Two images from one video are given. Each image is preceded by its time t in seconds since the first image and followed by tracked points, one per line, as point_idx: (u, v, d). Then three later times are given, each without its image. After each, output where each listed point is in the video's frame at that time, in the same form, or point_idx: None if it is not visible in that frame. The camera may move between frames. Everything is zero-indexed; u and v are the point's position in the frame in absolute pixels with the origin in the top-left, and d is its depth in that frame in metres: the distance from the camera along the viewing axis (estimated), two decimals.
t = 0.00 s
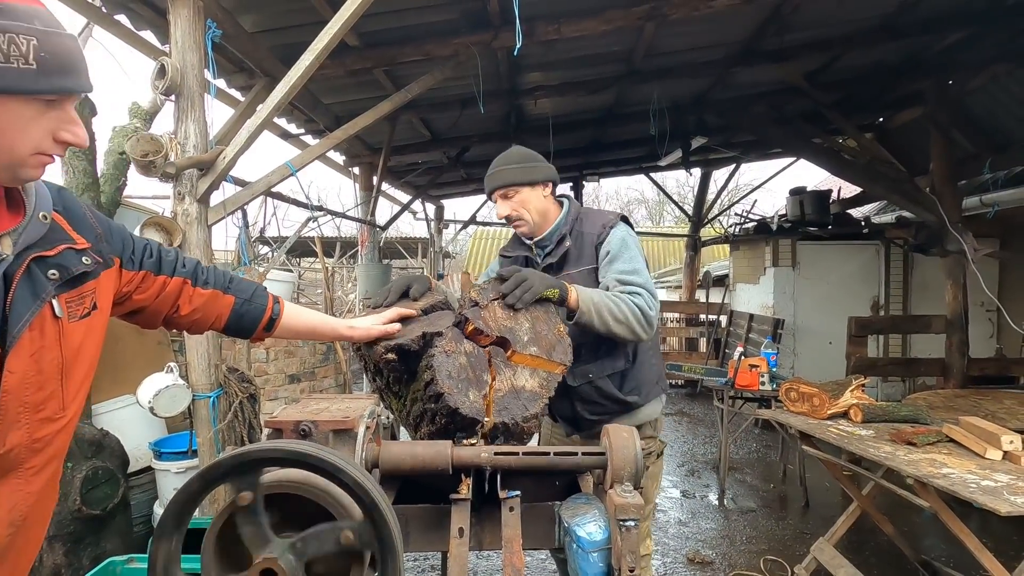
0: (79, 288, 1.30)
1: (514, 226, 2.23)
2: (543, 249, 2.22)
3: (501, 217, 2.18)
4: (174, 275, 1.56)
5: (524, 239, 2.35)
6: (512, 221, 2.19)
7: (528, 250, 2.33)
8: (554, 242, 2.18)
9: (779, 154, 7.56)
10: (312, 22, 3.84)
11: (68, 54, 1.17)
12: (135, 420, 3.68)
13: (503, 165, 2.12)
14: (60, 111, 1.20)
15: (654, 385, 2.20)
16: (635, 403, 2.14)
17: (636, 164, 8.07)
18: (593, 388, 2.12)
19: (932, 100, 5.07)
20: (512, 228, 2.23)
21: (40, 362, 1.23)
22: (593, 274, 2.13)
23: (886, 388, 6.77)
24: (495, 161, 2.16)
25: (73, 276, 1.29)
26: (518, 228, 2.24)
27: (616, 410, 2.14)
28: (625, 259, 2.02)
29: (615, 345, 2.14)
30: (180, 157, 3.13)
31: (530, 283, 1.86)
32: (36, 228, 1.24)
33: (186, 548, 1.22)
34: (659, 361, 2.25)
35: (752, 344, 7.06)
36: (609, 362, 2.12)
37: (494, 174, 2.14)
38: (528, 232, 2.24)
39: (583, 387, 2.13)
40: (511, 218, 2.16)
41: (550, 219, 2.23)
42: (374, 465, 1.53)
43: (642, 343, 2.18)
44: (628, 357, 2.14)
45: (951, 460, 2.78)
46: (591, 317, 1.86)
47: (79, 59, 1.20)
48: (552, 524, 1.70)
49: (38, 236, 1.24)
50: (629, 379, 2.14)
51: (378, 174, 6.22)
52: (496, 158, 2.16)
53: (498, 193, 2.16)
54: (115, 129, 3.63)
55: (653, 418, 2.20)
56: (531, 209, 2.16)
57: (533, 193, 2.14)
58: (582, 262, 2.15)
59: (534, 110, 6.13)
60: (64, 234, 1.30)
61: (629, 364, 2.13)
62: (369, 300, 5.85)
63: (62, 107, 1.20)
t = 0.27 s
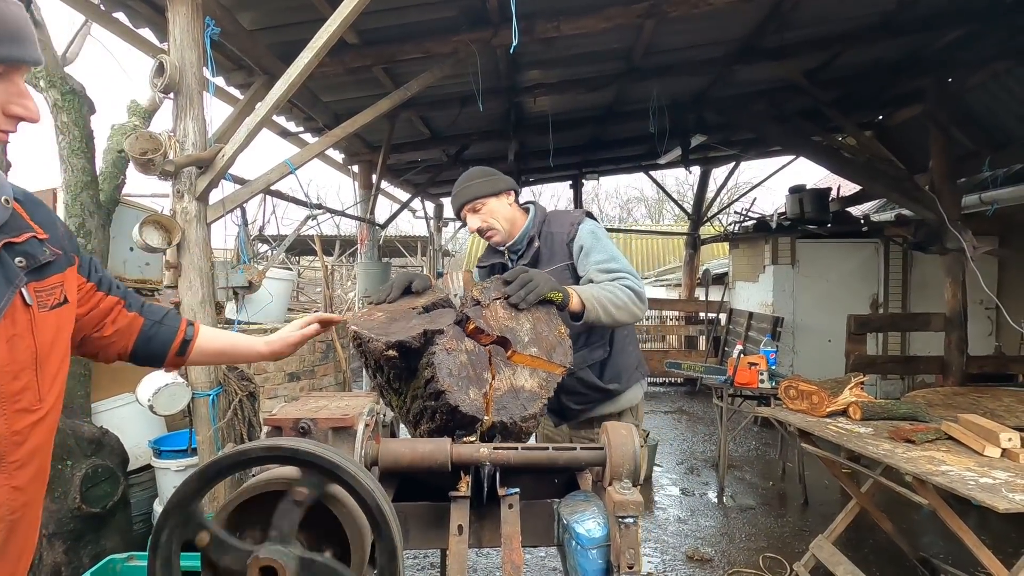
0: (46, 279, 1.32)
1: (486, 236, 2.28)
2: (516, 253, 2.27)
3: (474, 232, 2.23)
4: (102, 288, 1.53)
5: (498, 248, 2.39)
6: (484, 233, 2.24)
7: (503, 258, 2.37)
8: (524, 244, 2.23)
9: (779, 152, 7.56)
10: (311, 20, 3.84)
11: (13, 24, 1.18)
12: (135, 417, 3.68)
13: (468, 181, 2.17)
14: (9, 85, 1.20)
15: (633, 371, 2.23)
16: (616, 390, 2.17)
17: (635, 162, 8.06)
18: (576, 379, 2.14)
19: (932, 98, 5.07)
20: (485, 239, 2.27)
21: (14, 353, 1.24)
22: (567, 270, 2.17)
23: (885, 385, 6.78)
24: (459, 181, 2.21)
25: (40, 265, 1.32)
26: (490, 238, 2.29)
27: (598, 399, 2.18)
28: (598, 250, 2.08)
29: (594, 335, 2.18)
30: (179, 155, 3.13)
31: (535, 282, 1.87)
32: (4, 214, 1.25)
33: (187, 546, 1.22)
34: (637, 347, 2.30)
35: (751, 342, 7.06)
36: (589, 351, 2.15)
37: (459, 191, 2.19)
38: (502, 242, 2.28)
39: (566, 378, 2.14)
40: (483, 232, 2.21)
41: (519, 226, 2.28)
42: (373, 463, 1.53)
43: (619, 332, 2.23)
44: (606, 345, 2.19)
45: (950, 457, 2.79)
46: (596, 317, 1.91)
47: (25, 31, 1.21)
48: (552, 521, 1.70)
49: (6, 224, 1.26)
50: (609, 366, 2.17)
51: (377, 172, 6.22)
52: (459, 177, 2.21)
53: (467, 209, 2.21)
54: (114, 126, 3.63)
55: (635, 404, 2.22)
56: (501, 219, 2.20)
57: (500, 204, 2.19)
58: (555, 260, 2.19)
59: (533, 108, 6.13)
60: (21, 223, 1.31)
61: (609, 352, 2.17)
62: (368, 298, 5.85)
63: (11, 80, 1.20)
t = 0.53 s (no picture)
0: None
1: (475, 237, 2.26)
2: (503, 256, 2.27)
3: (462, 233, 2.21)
4: None
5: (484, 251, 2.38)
6: (473, 233, 2.22)
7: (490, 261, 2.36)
8: (513, 247, 2.24)
9: (778, 152, 7.56)
10: (311, 19, 3.84)
11: None
12: (134, 418, 3.68)
13: (457, 181, 2.17)
14: None
15: (619, 368, 2.26)
16: (603, 387, 2.19)
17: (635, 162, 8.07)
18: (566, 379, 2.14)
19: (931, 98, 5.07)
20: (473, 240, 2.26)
21: None
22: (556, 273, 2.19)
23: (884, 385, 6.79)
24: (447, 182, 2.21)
25: None
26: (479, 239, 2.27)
27: (587, 397, 2.20)
28: (588, 252, 2.11)
29: (583, 335, 2.19)
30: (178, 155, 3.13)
31: (534, 282, 1.88)
32: None
33: (186, 546, 1.22)
34: (622, 344, 2.32)
35: (750, 342, 7.07)
36: (577, 352, 2.16)
37: (446, 193, 2.19)
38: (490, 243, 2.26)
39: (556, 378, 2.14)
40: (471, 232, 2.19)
41: (507, 229, 2.27)
42: (371, 463, 1.53)
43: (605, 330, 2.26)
44: (593, 345, 2.21)
45: (949, 456, 2.79)
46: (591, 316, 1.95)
47: None
48: (550, 520, 1.71)
49: None
50: (597, 365, 2.19)
51: (377, 172, 6.22)
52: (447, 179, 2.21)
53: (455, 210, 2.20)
54: (112, 126, 3.63)
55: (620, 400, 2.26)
56: (489, 220, 2.20)
57: (489, 203, 2.18)
58: (543, 263, 2.22)
59: (533, 108, 6.13)
60: None
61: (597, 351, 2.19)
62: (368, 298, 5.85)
63: None
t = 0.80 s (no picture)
0: None
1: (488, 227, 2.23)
2: (514, 253, 2.26)
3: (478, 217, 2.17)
4: None
5: (494, 242, 2.36)
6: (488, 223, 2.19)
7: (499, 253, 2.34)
8: (526, 249, 2.24)
9: (779, 152, 7.56)
10: (312, 20, 3.84)
11: None
12: (135, 417, 3.68)
13: (484, 166, 2.12)
14: None
15: (608, 387, 2.26)
16: (590, 402, 2.19)
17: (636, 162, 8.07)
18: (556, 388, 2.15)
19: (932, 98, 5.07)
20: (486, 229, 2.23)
21: None
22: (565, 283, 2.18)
23: (885, 386, 6.79)
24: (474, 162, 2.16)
25: None
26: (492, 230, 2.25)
27: (572, 410, 2.21)
28: (598, 268, 2.11)
29: (577, 347, 2.20)
30: (179, 155, 3.14)
31: (536, 282, 1.86)
32: None
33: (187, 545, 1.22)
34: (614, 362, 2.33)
35: (751, 342, 7.07)
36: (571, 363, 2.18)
37: (471, 175, 2.14)
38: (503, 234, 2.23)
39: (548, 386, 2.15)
40: (488, 219, 2.15)
41: (522, 227, 2.25)
42: (373, 463, 1.53)
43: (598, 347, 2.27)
44: (587, 358, 2.22)
45: (950, 457, 2.79)
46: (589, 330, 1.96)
47: None
48: (552, 521, 1.70)
49: None
50: (588, 379, 2.20)
51: (378, 172, 6.23)
52: (475, 158, 2.16)
53: (477, 192, 2.15)
54: (114, 126, 3.64)
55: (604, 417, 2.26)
56: (507, 212, 2.17)
57: (513, 196, 2.16)
58: (553, 270, 2.21)
59: (534, 108, 6.13)
60: None
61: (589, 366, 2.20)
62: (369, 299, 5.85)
63: None
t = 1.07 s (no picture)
0: None
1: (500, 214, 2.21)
2: (524, 243, 2.24)
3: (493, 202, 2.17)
4: None
5: (502, 231, 2.35)
6: (502, 206, 2.17)
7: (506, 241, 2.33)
8: (539, 239, 2.23)
9: (782, 150, 7.54)
10: (315, 18, 3.84)
11: None
12: (139, 415, 3.69)
13: (506, 150, 2.15)
14: None
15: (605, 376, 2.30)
16: (592, 392, 2.23)
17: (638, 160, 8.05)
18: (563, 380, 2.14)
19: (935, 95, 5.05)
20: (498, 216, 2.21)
21: None
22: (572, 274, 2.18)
23: (888, 384, 6.77)
24: (493, 149, 2.18)
25: None
26: (503, 217, 2.22)
27: (575, 399, 2.20)
28: (604, 262, 2.12)
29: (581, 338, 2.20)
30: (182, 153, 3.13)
31: (544, 285, 1.85)
32: None
33: (190, 543, 1.23)
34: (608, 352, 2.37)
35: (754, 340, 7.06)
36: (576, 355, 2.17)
37: (492, 157, 2.15)
38: (513, 223, 2.22)
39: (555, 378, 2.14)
40: (503, 204, 2.16)
41: (533, 220, 2.25)
42: (375, 460, 1.53)
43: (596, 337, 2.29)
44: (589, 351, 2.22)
45: (953, 455, 2.78)
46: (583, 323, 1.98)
47: None
48: (554, 518, 1.70)
49: None
50: (590, 370, 2.21)
51: (380, 170, 6.23)
52: (494, 145, 2.19)
53: (493, 178, 2.16)
54: (117, 125, 3.66)
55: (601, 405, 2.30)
56: (522, 200, 2.17)
57: (529, 185, 2.17)
58: (563, 260, 2.20)
59: (536, 106, 6.13)
60: None
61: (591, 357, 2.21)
62: (371, 297, 5.86)
63: None
